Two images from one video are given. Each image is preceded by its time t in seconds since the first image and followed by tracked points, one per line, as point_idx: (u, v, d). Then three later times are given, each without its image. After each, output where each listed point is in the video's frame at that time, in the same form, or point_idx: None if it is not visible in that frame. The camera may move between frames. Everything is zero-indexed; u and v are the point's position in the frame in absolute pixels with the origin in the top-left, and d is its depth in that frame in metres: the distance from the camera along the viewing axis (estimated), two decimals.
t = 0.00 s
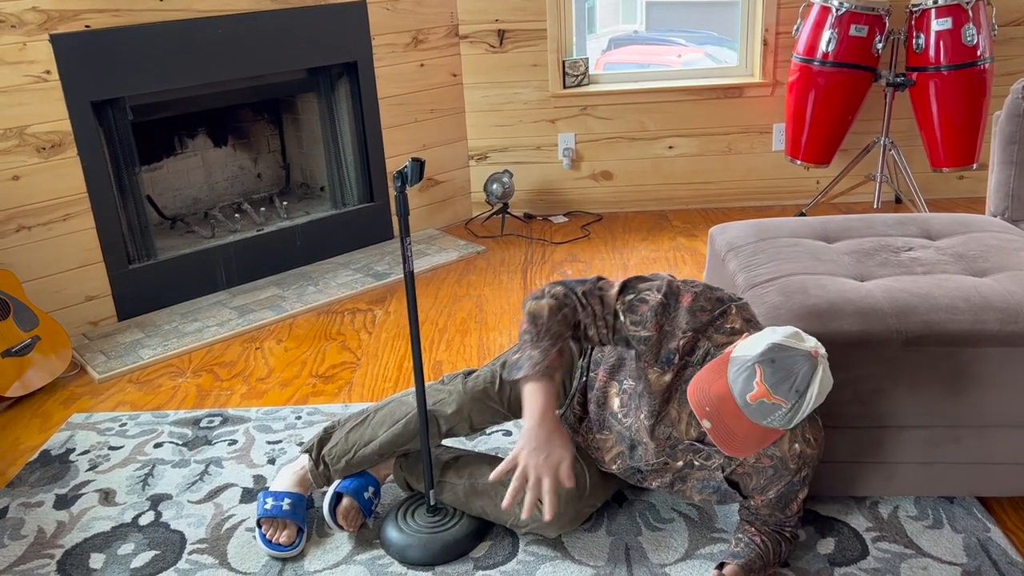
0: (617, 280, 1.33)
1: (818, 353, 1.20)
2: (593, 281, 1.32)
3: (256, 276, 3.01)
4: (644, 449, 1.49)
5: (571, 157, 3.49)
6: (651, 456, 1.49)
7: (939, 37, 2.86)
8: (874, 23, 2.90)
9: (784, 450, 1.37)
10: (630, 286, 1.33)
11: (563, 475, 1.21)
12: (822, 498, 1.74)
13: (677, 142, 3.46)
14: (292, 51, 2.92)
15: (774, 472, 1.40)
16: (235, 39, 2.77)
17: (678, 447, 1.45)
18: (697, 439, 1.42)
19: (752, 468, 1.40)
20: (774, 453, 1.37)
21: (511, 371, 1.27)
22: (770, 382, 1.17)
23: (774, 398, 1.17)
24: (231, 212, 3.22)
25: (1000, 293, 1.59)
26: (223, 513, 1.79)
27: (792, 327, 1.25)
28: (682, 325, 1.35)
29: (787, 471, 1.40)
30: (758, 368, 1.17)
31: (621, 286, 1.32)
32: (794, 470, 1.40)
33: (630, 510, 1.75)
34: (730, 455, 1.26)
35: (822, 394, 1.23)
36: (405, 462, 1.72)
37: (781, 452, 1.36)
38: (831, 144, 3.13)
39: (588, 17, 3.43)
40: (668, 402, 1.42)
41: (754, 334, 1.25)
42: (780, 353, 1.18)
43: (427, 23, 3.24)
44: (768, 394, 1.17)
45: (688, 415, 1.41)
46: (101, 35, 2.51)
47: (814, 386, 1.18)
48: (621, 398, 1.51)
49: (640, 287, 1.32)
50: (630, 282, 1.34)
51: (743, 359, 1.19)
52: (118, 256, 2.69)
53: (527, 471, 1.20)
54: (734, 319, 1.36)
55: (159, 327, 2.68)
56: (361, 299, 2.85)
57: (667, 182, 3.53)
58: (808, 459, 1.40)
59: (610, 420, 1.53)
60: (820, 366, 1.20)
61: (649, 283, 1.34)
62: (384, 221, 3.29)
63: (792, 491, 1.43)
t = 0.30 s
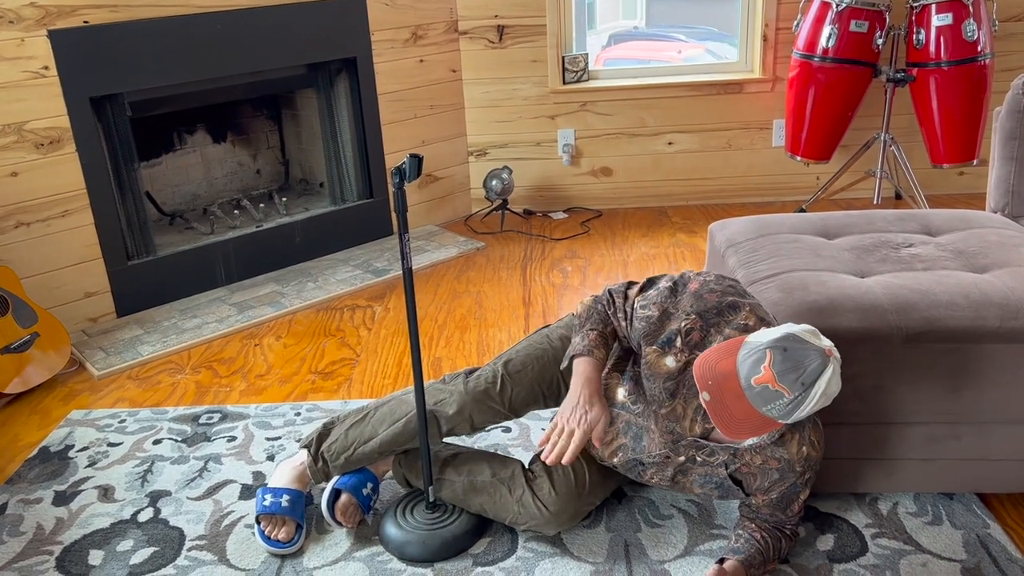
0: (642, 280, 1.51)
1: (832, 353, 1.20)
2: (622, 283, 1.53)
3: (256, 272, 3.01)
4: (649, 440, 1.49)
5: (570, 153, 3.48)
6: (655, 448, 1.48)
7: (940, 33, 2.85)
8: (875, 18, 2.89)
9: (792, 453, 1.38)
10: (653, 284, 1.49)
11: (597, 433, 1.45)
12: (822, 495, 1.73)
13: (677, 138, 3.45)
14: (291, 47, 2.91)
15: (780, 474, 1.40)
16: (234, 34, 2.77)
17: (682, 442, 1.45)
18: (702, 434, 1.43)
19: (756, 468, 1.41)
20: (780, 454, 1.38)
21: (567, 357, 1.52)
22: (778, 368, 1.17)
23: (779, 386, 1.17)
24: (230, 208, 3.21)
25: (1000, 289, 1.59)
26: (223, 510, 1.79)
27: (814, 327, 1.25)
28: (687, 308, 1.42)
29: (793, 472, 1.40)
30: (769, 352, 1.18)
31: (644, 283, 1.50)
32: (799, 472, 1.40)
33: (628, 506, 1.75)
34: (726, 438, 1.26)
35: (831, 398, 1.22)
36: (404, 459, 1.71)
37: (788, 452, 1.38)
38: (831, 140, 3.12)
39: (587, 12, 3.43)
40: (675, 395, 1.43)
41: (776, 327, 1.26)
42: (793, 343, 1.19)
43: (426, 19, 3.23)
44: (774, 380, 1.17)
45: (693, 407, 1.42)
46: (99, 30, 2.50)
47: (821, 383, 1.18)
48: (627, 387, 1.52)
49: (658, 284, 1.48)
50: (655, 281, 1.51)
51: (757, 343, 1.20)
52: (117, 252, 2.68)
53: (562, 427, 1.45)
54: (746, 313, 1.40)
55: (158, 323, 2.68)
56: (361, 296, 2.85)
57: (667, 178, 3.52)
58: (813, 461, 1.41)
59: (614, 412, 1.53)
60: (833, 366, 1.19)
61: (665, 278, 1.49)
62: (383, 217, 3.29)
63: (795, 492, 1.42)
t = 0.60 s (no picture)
0: (643, 273, 1.49)
1: (830, 362, 1.20)
2: (624, 275, 1.51)
3: (255, 268, 3.01)
4: (650, 438, 1.49)
5: (569, 148, 3.48)
6: (655, 447, 1.49)
7: (939, 28, 2.85)
8: (874, 13, 2.89)
9: (793, 452, 1.38)
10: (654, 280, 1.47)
11: (569, 429, 1.45)
12: (821, 490, 1.74)
13: (676, 133, 3.45)
14: (289, 43, 2.91)
15: (780, 473, 1.40)
16: (232, 30, 2.76)
17: (683, 441, 1.44)
18: (702, 434, 1.41)
19: (757, 466, 1.41)
20: (781, 453, 1.38)
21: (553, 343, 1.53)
22: (773, 375, 1.17)
23: (773, 393, 1.17)
24: (229, 204, 3.21)
25: (998, 284, 1.59)
26: (222, 505, 1.80)
27: (814, 335, 1.24)
28: (684, 309, 1.40)
29: (793, 471, 1.40)
30: (766, 359, 1.18)
31: (645, 277, 1.48)
32: (800, 470, 1.40)
33: (627, 501, 1.75)
34: (719, 442, 1.26)
35: (826, 408, 1.21)
36: (403, 455, 1.72)
37: (789, 451, 1.37)
38: (830, 135, 3.12)
39: (586, 8, 3.42)
40: (673, 394, 1.41)
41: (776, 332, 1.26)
42: (791, 351, 1.18)
43: (425, 14, 3.23)
44: (768, 388, 1.17)
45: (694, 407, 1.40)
46: (97, 26, 2.50)
47: (816, 392, 1.18)
48: (626, 386, 1.52)
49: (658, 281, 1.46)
50: (656, 276, 1.48)
51: (754, 349, 1.20)
52: (116, 249, 2.68)
53: (539, 418, 1.48)
54: (746, 315, 1.39)
55: (157, 319, 2.68)
56: (360, 292, 2.85)
57: (666, 174, 3.52)
58: (813, 460, 1.41)
59: (613, 409, 1.54)
60: (829, 375, 1.19)
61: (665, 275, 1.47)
62: (382, 213, 3.29)
63: (794, 490, 1.43)
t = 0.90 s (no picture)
0: (623, 284, 1.49)
1: (812, 355, 1.21)
2: (600, 288, 1.50)
3: (253, 263, 3.01)
4: (646, 441, 1.51)
5: (567, 143, 3.48)
6: (653, 449, 1.50)
7: (936, 22, 2.85)
8: (870, 8, 2.89)
9: (789, 451, 1.39)
10: (638, 287, 1.48)
11: (546, 461, 1.43)
12: (818, 483, 1.75)
13: (674, 128, 3.45)
14: (287, 38, 2.91)
15: (778, 471, 1.41)
16: (230, 26, 2.76)
17: (681, 441, 1.46)
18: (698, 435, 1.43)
19: (754, 464, 1.42)
20: (778, 452, 1.39)
21: (523, 366, 1.50)
22: (756, 373, 1.18)
23: (757, 390, 1.18)
24: (227, 200, 3.22)
25: (994, 277, 1.59)
26: (222, 500, 1.80)
27: (797, 331, 1.26)
28: (676, 315, 1.42)
29: (791, 469, 1.41)
30: (748, 357, 1.19)
31: (625, 287, 1.49)
32: (797, 469, 1.41)
33: (626, 496, 1.76)
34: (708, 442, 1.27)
35: (813, 402, 1.22)
36: (402, 449, 1.73)
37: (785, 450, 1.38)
38: (828, 129, 3.12)
39: (584, 3, 3.42)
40: (669, 398, 1.43)
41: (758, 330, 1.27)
42: (773, 347, 1.20)
43: (422, 9, 3.22)
44: (752, 384, 1.18)
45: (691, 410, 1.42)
46: (95, 22, 2.50)
47: (801, 386, 1.19)
48: (621, 388, 1.51)
49: (643, 287, 1.47)
50: (637, 284, 1.49)
51: (736, 347, 1.21)
52: (115, 245, 2.69)
53: (514, 451, 1.45)
54: (736, 316, 1.41)
55: (156, 315, 2.69)
56: (358, 287, 2.86)
57: (664, 168, 3.53)
58: (810, 457, 1.42)
59: (610, 411, 1.54)
60: (813, 368, 1.20)
61: (647, 284, 1.47)
62: (380, 209, 3.29)
63: (791, 486, 1.44)
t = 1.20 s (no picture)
0: (624, 271, 1.51)
1: (813, 344, 1.21)
2: (602, 274, 1.52)
3: (251, 258, 3.01)
4: (642, 432, 1.50)
5: (564, 137, 3.48)
6: (650, 439, 1.50)
7: (932, 13, 2.86)
8: None
9: (786, 441, 1.39)
10: (639, 276, 1.49)
11: (541, 445, 1.46)
12: (814, 474, 1.75)
13: (671, 121, 3.45)
14: (283, 32, 2.90)
15: (775, 461, 1.42)
16: (226, 20, 2.76)
17: (678, 431, 1.46)
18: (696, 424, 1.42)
19: (751, 454, 1.42)
20: (775, 442, 1.39)
21: (523, 350, 1.52)
22: (757, 360, 1.19)
23: (757, 377, 1.19)
24: (224, 195, 3.21)
25: (989, 268, 1.60)
26: (220, 494, 1.81)
27: (797, 321, 1.26)
28: (674, 305, 1.42)
29: (788, 460, 1.42)
30: (748, 344, 1.19)
31: (627, 274, 1.50)
32: (794, 458, 1.42)
33: (623, 487, 1.76)
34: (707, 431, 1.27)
35: (813, 392, 1.22)
36: (400, 442, 1.73)
37: (782, 440, 1.39)
38: (825, 122, 3.12)
39: None
40: (666, 387, 1.43)
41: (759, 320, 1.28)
42: (773, 335, 1.20)
43: (418, 3, 3.22)
44: (752, 372, 1.19)
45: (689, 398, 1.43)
46: (91, 17, 2.50)
47: (801, 375, 1.19)
48: (618, 380, 1.51)
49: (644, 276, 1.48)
50: (638, 272, 1.51)
51: (737, 336, 1.22)
52: (112, 240, 2.69)
53: (510, 434, 1.48)
54: (735, 306, 1.40)
55: (154, 310, 2.69)
56: (356, 281, 2.86)
57: (661, 161, 3.53)
58: (806, 447, 1.42)
59: (606, 404, 1.55)
60: (813, 358, 1.20)
61: (648, 272, 1.49)
62: (377, 203, 3.29)
63: (788, 476, 1.44)
